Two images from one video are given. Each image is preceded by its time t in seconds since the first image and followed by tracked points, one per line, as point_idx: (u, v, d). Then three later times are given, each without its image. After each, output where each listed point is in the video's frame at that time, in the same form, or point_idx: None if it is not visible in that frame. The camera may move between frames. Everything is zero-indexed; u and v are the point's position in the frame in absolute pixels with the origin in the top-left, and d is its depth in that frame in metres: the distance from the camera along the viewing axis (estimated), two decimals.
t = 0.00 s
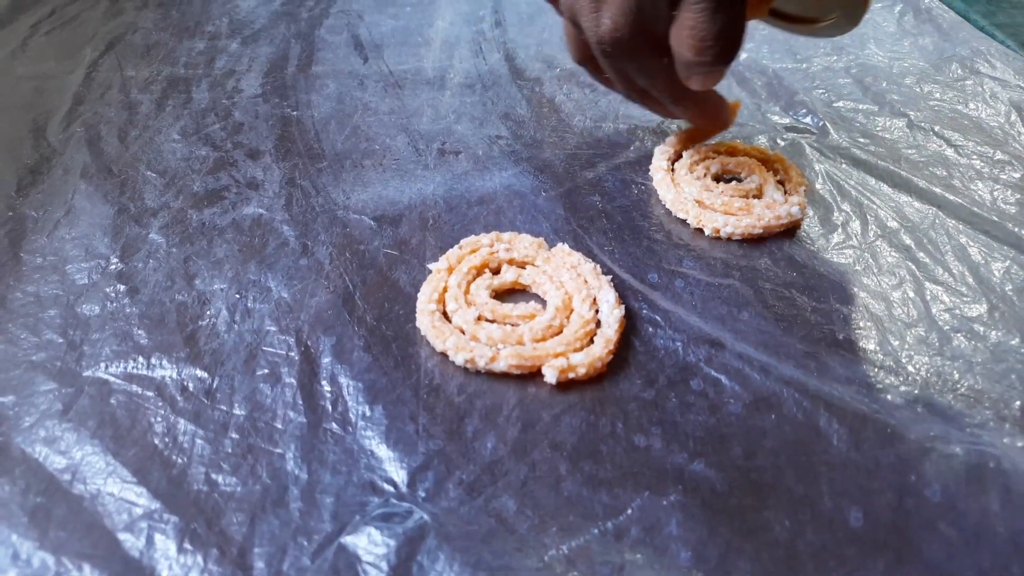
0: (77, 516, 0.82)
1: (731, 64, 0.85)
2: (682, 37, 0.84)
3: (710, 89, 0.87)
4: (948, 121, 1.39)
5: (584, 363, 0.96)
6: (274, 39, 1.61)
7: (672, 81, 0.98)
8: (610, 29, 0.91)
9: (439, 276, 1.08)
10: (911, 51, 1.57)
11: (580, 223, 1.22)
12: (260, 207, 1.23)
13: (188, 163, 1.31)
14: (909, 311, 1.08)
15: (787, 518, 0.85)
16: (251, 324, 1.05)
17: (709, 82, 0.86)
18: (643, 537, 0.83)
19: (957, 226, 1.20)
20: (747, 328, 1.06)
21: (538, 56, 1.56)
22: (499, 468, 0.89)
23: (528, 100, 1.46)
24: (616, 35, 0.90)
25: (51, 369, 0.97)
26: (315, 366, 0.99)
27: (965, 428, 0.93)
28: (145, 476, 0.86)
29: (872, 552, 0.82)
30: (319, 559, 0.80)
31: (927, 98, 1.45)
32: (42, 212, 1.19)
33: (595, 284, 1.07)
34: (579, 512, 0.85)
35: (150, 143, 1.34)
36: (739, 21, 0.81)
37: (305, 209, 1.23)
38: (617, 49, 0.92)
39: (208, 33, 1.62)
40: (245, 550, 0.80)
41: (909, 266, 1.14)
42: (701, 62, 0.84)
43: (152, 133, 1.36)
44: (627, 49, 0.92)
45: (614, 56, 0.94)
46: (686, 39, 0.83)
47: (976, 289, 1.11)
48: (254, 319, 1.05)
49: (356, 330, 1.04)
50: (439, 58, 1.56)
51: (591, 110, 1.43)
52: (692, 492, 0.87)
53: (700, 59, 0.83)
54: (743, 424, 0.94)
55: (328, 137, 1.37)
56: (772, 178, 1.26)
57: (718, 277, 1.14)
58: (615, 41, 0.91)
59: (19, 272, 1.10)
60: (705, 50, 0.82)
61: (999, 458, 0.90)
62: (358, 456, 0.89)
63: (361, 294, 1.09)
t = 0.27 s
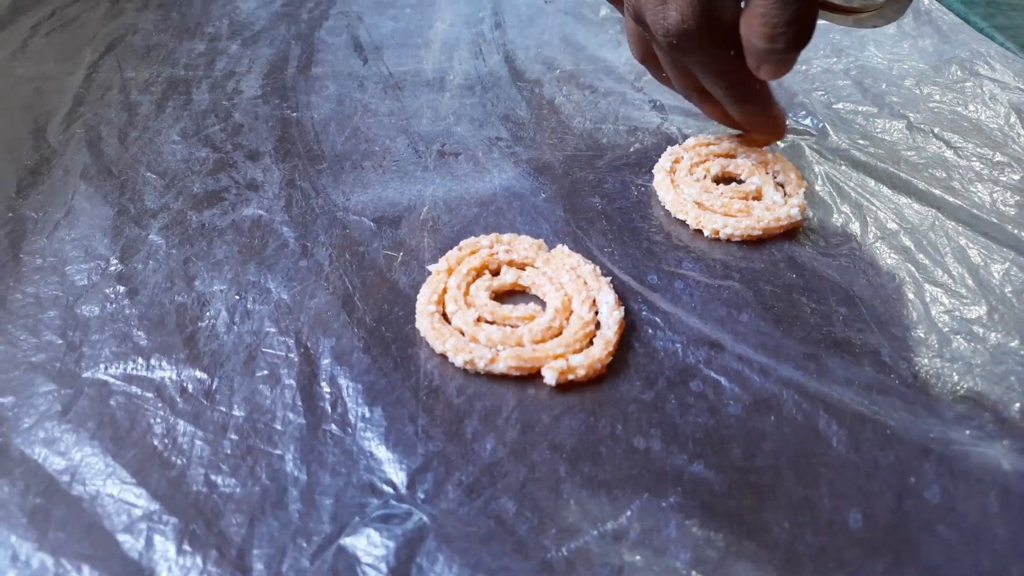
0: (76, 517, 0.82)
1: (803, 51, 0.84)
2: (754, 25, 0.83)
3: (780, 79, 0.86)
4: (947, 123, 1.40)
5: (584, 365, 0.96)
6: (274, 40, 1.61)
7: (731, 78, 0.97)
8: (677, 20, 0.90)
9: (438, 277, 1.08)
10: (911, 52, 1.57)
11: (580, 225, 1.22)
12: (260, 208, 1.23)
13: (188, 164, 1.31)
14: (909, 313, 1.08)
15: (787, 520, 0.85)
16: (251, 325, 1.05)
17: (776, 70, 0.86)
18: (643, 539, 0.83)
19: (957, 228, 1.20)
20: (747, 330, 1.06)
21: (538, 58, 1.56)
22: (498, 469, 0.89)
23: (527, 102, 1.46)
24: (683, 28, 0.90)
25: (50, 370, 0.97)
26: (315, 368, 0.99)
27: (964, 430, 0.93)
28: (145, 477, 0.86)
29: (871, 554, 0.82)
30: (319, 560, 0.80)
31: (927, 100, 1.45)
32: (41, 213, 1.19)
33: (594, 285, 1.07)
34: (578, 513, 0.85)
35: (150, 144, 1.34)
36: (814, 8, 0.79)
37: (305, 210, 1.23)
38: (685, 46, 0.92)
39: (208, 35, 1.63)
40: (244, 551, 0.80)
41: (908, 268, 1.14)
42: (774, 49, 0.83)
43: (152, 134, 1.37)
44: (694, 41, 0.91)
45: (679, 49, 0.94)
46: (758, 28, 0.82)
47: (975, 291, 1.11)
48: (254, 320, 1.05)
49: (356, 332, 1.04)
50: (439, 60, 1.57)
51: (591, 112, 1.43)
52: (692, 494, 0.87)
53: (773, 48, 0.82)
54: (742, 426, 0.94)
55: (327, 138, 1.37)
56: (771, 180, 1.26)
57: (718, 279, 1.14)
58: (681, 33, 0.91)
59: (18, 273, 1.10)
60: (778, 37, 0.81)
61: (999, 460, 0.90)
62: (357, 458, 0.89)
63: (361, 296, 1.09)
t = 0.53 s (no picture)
0: (76, 518, 0.82)
1: (817, 59, 0.81)
2: (774, 32, 0.79)
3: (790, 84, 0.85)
4: (947, 125, 1.40)
5: (584, 367, 0.96)
6: (274, 42, 1.61)
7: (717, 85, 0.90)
8: (684, 28, 0.79)
9: (439, 279, 1.08)
10: (911, 55, 1.57)
11: (580, 227, 1.22)
12: (260, 210, 1.23)
13: (188, 166, 1.31)
14: (908, 315, 1.08)
15: (787, 522, 0.85)
16: (251, 327, 1.05)
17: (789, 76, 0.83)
18: (643, 541, 0.83)
19: (956, 230, 1.20)
20: (747, 332, 1.06)
21: (538, 60, 1.57)
22: (498, 471, 0.89)
23: (527, 104, 1.46)
24: (688, 42, 0.80)
25: (51, 371, 0.97)
26: (316, 369, 0.99)
27: (964, 432, 0.93)
28: (145, 479, 0.86)
29: (871, 556, 0.82)
30: (319, 562, 0.80)
31: (926, 102, 1.45)
32: (42, 214, 1.20)
33: (595, 287, 1.07)
34: (579, 515, 0.85)
35: (151, 146, 1.34)
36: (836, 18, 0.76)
37: (305, 212, 1.23)
38: (688, 65, 0.84)
39: (208, 36, 1.63)
40: (244, 553, 0.80)
41: (908, 270, 1.15)
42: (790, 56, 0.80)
43: (152, 136, 1.37)
44: (703, 55, 0.82)
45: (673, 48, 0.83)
46: (781, 35, 0.78)
47: (975, 293, 1.11)
48: (254, 322, 1.05)
49: (356, 333, 1.04)
50: (439, 62, 1.57)
51: (590, 114, 1.43)
52: (692, 496, 0.87)
53: (792, 57, 0.79)
54: (742, 428, 0.94)
55: (328, 140, 1.37)
56: (771, 183, 1.26)
57: (718, 281, 1.14)
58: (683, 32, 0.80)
59: (19, 275, 1.10)
60: (798, 46, 0.78)
61: (998, 462, 0.90)
62: (358, 460, 0.89)
63: (361, 297, 1.09)
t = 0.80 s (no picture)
0: (77, 519, 0.82)
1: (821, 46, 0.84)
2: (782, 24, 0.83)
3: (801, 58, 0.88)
4: (947, 127, 1.40)
5: (584, 368, 0.96)
6: (275, 43, 1.62)
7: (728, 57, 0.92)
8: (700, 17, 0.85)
9: (439, 280, 1.08)
10: (910, 57, 1.57)
11: (580, 228, 1.22)
12: (261, 211, 1.23)
13: (188, 167, 1.31)
14: (908, 317, 1.08)
15: (786, 523, 0.85)
16: (252, 328, 1.05)
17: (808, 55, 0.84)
18: (643, 542, 0.83)
19: (956, 232, 1.21)
20: (747, 333, 1.06)
21: (538, 61, 1.57)
22: (499, 472, 0.89)
23: (528, 105, 1.46)
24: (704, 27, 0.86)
25: (51, 372, 0.98)
26: (316, 371, 1.00)
27: (964, 433, 0.94)
28: (146, 480, 0.86)
29: (871, 557, 0.82)
30: (319, 563, 0.80)
31: (926, 104, 1.45)
32: (43, 215, 1.20)
33: (595, 288, 1.07)
34: (578, 517, 0.85)
35: (151, 147, 1.35)
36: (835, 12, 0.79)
37: (305, 213, 1.23)
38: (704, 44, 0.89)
39: (209, 38, 1.63)
40: (245, 554, 0.80)
41: (908, 271, 1.15)
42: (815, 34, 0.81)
43: (153, 137, 1.37)
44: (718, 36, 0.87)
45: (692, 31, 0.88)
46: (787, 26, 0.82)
47: (974, 295, 1.11)
48: (255, 323, 1.05)
49: (356, 334, 1.04)
50: (440, 63, 1.57)
51: (590, 115, 1.43)
52: (691, 497, 0.87)
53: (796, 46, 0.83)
54: (742, 429, 0.94)
55: (328, 142, 1.37)
56: (771, 184, 1.26)
57: (718, 282, 1.14)
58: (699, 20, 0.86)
59: (19, 276, 1.10)
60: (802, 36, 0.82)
61: (998, 463, 0.90)
62: (358, 461, 0.89)
63: (362, 298, 1.09)
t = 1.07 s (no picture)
0: (76, 519, 0.82)
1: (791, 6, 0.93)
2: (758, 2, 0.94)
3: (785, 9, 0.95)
4: (947, 128, 1.40)
5: (584, 368, 0.96)
6: (275, 43, 1.61)
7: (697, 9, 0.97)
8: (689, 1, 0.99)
9: (439, 280, 1.08)
10: (910, 57, 1.58)
11: (580, 228, 1.22)
12: (261, 211, 1.23)
13: (188, 166, 1.31)
14: (908, 317, 1.08)
15: (786, 524, 0.85)
16: (252, 328, 1.05)
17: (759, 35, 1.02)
18: (643, 542, 0.83)
19: (956, 232, 1.21)
20: (747, 333, 1.06)
21: (538, 61, 1.57)
22: (499, 472, 0.89)
23: (527, 105, 1.46)
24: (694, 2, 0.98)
25: (51, 372, 0.97)
26: (316, 370, 0.99)
27: (963, 434, 0.94)
28: (145, 479, 0.86)
29: (871, 557, 0.82)
30: (319, 563, 0.80)
31: (925, 105, 1.45)
32: (42, 214, 1.20)
33: (595, 288, 1.07)
34: (579, 517, 0.85)
35: (151, 146, 1.34)
36: None
37: (305, 212, 1.23)
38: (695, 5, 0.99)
39: (209, 37, 1.63)
40: (245, 554, 0.80)
41: (907, 272, 1.15)
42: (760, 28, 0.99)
43: (153, 136, 1.37)
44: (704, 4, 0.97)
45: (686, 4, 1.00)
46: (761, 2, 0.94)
47: (974, 296, 1.11)
48: (255, 323, 1.05)
49: (356, 334, 1.04)
50: (439, 63, 1.57)
51: (590, 115, 1.44)
52: (691, 497, 0.87)
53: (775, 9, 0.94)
54: (742, 429, 0.94)
55: (328, 141, 1.37)
56: (771, 184, 1.26)
57: (717, 282, 1.14)
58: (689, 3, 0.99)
59: (19, 275, 1.10)
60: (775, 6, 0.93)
61: (997, 464, 0.90)
62: (358, 460, 0.89)
63: (361, 298, 1.09)
